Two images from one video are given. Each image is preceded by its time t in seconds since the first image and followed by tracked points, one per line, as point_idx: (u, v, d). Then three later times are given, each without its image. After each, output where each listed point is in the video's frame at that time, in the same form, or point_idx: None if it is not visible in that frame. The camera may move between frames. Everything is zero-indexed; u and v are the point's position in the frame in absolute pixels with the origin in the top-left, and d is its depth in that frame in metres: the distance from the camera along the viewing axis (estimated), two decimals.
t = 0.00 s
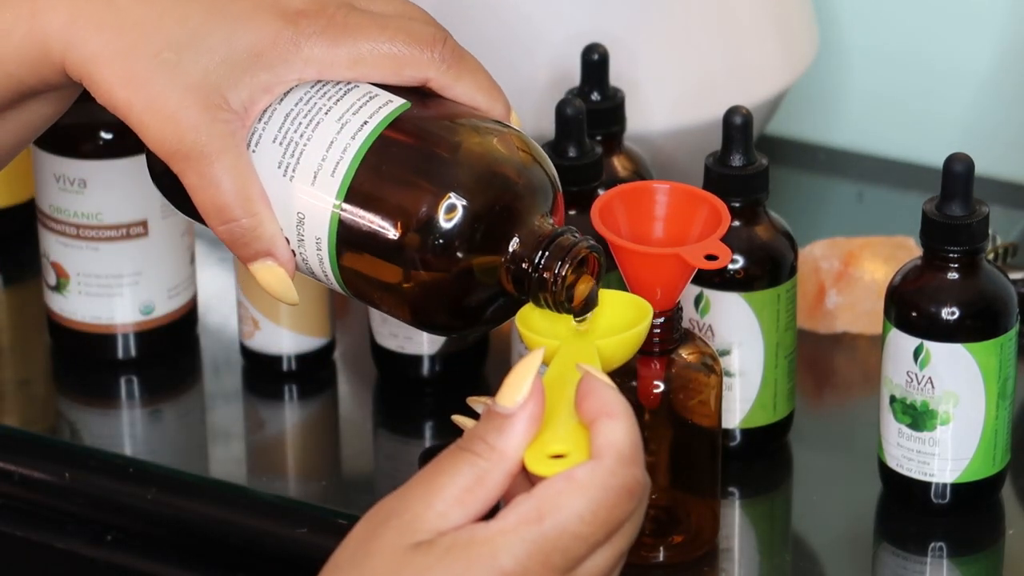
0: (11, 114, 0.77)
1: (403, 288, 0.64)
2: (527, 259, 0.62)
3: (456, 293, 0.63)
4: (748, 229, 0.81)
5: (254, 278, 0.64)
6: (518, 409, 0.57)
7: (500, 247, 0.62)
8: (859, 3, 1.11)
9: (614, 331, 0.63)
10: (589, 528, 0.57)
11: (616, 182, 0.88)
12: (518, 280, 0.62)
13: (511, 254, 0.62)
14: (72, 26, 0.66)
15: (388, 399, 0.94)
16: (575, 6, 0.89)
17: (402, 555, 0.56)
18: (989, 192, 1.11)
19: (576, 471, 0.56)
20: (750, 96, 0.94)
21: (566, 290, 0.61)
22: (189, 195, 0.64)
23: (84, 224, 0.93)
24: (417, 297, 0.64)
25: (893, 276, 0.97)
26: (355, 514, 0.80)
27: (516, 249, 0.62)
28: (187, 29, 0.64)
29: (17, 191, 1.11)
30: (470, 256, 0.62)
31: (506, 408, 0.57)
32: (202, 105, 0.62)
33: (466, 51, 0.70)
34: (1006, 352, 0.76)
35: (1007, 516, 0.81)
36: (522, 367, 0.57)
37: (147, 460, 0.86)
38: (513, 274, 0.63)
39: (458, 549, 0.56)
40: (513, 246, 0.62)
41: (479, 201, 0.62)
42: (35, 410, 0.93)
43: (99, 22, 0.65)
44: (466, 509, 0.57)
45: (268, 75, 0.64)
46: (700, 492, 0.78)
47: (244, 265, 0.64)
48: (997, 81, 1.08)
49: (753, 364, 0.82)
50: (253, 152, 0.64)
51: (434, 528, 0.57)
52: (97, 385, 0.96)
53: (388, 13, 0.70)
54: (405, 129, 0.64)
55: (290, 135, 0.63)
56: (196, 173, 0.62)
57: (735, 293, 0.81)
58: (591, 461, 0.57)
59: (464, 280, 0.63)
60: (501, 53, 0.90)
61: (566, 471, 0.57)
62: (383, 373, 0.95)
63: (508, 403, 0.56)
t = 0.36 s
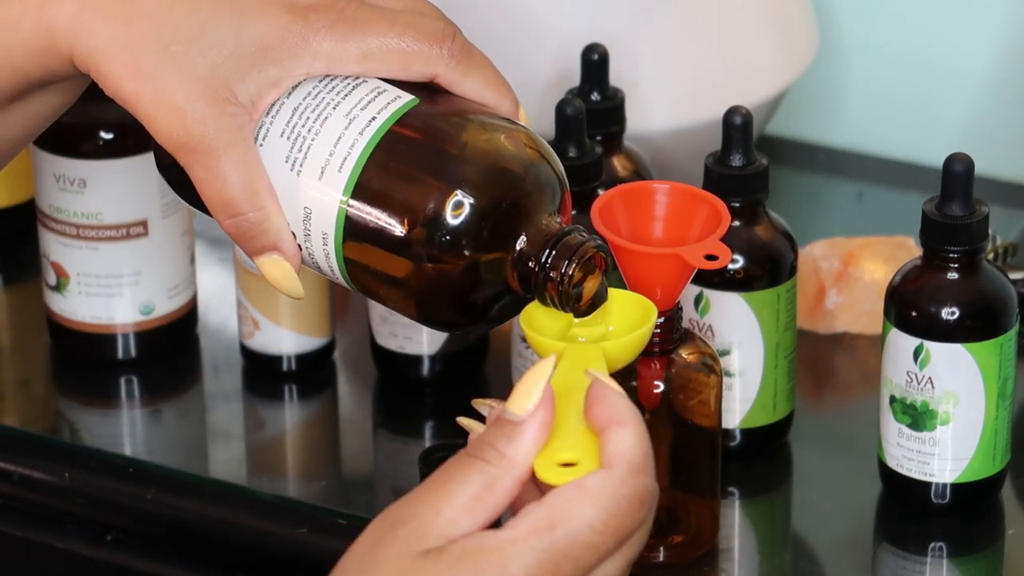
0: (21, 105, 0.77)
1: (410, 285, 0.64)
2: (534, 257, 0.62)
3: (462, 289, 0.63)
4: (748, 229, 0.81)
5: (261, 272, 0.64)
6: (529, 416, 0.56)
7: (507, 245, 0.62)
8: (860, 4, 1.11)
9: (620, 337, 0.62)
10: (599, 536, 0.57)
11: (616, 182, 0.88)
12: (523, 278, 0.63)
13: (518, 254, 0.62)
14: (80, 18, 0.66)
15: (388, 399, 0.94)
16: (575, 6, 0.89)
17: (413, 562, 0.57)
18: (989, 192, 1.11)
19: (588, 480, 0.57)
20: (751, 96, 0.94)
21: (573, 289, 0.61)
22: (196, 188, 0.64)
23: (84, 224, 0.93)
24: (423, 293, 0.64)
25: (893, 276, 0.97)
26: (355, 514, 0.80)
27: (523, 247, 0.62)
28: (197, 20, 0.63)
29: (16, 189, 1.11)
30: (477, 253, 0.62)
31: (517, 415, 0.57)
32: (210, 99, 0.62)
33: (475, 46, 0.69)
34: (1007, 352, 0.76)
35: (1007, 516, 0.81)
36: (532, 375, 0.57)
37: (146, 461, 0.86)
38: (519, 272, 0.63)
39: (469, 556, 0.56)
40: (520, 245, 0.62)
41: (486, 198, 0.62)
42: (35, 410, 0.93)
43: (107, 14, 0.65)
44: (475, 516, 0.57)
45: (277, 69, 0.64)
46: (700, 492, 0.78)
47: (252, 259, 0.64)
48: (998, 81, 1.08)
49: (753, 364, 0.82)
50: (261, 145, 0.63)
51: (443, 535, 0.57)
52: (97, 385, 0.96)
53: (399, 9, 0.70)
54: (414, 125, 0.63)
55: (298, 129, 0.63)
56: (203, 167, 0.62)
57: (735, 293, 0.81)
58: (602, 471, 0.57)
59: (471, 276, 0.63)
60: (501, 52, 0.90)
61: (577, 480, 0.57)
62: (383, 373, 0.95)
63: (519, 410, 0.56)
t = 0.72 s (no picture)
0: (23, 105, 0.76)
1: (416, 277, 0.64)
2: (537, 248, 0.62)
3: (469, 282, 0.63)
4: (748, 229, 0.81)
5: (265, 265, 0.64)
6: (548, 425, 0.56)
7: (511, 236, 0.62)
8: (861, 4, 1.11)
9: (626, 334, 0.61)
10: (621, 549, 0.58)
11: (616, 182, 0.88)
12: (529, 268, 0.62)
13: (522, 242, 0.62)
14: (83, 16, 0.65)
15: (388, 399, 0.94)
16: (575, 6, 0.89)
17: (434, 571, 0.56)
18: (989, 192, 1.11)
19: (610, 493, 0.57)
20: (751, 96, 0.94)
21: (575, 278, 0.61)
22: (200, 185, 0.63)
23: (84, 224, 0.93)
24: (430, 286, 0.64)
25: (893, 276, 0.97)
26: (354, 513, 0.80)
27: (527, 237, 0.62)
28: (201, 17, 0.63)
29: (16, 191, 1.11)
30: (482, 245, 0.62)
31: (536, 423, 0.57)
32: (214, 95, 0.62)
33: (479, 40, 0.69)
34: (1006, 352, 0.76)
35: (1007, 516, 0.81)
36: (551, 383, 0.57)
37: (146, 461, 0.86)
38: (524, 262, 0.62)
39: (491, 566, 0.56)
40: (523, 235, 0.62)
41: (490, 190, 0.62)
42: (35, 410, 0.93)
43: (111, 12, 0.65)
44: (495, 524, 0.57)
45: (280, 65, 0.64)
46: (700, 492, 0.78)
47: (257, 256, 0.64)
48: (998, 81, 1.08)
49: (753, 364, 0.82)
50: (264, 142, 0.63)
51: (464, 543, 0.57)
52: (97, 385, 0.96)
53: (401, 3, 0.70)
54: (417, 119, 0.63)
55: (301, 124, 0.63)
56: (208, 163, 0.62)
57: (735, 293, 0.81)
58: (624, 483, 0.58)
59: (476, 269, 0.63)
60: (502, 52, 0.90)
61: (599, 493, 0.58)
62: (383, 373, 0.95)
63: (538, 418, 0.56)
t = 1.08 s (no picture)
0: (26, 105, 0.76)
1: (420, 273, 0.64)
2: (544, 242, 0.62)
3: (475, 279, 0.63)
4: (748, 229, 0.81)
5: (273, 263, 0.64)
6: (564, 426, 0.56)
7: (516, 232, 0.62)
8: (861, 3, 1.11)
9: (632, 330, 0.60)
10: (638, 551, 0.58)
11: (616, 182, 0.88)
12: (536, 263, 0.62)
13: (529, 238, 0.62)
14: (89, 13, 0.66)
15: (388, 399, 0.94)
16: (575, 5, 0.89)
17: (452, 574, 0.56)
18: (990, 192, 1.11)
19: (626, 497, 0.57)
20: (751, 96, 0.94)
21: (583, 272, 0.60)
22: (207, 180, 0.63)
23: (84, 223, 0.93)
24: (435, 281, 0.64)
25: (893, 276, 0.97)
26: (354, 513, 0.80)
27: (532, 232, 0.62)
28: (206, 14, 0.63)
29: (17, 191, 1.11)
30: (488, 241, 0.62)
31: (551, 424, 0.57)
32: (219, 91, 0.62)
33: (483, 35, 0.69)
34: (1006, 352, 0.76)
35: (1007, 517, 0.81)
36: (566, 384, 0.57)
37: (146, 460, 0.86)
38: (531, 258, 0.62)
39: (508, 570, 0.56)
40: (529, 230, 0.62)
41: (496, 184, 0.62)
42: (35, 409, 0.93)
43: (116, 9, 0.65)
44: (511, 526, 0.57)
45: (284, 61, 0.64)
46: (700, 492, 0.78)
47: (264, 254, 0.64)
48: (999, 81, 1.08)
49: (753, 364, 0.82)
50: (270, 139, 0.63)
51: (480, 544, 0.57)
52: (97, 385, 0.96)
53: None
54: (423, 115, 0.63)
55: (307, 120, 0.62)
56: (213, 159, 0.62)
57: (735, 293, 0.81)
58: (640, 487, 0.57)
59: (483, 265, 0.63)
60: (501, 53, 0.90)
61: (617, 496, 0.58)
62: (383, 373, 0.95)
63: (554, 419, 0.56)
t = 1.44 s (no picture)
0: (32, 103, 0.76)
1: (426, 270, 0.64)
2: (549, 240, 0.61)
3: (480, 277, 0.63)
4: (748, 229, 0.81)
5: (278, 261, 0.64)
6: (574, 428, 0.56)
7: (521, 229, 0.62)
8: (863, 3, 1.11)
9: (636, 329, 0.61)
10: (648, 554, 0.57)
11: (616, 181, 0.87)
12: (540, 261, 0.62)
13: (534, 236, 0.62)
14: (93, 11, 0.66)
15: (388, 399, 0.94)
16: (576, 5, 0.89)
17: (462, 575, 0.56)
18: (990, 193, 1.11)
19: (637, 500, 0.57)
20: (750, 96, 0.94)
21: (586, 272, 0.60)
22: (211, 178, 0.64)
23: (84, 224, 0.93)
24: (441, 277, 0.64)
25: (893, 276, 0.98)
26: (354, 513, 0.80)
27: (537, 230, 0.62)
28: (210, 12, 0.63)
29: (18, 189, 1.11)
30: (493, 239, 0.62)
31: (561, 427, 0.56)
32: (223, 89, 0.62)
33: (488, 32, 0.69)
34: (1006, 352, 0.76)
35: (1007, 517, 0.81)
36: (575, 386, 0.57)
37: (146, 460, 0.86)
38: (536, 256, 0.62)
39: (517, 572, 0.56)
40: (533, 229, 0.62)
41: (501, 182, 0.61)
42: (35, 409, 0.93)
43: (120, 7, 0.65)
44: (521, 528, 0.57)
45: (288, 59, 0.64)
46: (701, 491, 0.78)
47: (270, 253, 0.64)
48: (1000, 81, 1.08)
49: (753, 364, 0.82)
50: (274, 137, 0.63)
51: (490, 546, 0.57)
52: (97, 385, 0.96)
53: None
54: (427, 113, 0.63)
55: (311, 118, 0.63)
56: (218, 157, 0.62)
57: (735, 293, 0.81)
58: (651, 489, 0.57)
59: (488, 263, 0.63)
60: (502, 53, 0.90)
61: (627, 499, 0.57)
62: (383, 373, 0.95)
63: (563, 422, 0.56)
